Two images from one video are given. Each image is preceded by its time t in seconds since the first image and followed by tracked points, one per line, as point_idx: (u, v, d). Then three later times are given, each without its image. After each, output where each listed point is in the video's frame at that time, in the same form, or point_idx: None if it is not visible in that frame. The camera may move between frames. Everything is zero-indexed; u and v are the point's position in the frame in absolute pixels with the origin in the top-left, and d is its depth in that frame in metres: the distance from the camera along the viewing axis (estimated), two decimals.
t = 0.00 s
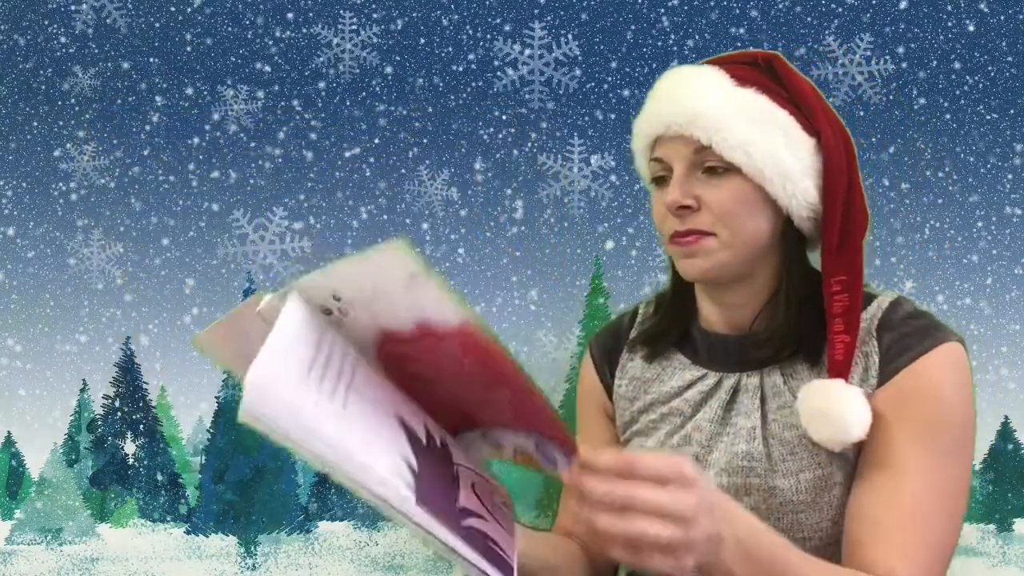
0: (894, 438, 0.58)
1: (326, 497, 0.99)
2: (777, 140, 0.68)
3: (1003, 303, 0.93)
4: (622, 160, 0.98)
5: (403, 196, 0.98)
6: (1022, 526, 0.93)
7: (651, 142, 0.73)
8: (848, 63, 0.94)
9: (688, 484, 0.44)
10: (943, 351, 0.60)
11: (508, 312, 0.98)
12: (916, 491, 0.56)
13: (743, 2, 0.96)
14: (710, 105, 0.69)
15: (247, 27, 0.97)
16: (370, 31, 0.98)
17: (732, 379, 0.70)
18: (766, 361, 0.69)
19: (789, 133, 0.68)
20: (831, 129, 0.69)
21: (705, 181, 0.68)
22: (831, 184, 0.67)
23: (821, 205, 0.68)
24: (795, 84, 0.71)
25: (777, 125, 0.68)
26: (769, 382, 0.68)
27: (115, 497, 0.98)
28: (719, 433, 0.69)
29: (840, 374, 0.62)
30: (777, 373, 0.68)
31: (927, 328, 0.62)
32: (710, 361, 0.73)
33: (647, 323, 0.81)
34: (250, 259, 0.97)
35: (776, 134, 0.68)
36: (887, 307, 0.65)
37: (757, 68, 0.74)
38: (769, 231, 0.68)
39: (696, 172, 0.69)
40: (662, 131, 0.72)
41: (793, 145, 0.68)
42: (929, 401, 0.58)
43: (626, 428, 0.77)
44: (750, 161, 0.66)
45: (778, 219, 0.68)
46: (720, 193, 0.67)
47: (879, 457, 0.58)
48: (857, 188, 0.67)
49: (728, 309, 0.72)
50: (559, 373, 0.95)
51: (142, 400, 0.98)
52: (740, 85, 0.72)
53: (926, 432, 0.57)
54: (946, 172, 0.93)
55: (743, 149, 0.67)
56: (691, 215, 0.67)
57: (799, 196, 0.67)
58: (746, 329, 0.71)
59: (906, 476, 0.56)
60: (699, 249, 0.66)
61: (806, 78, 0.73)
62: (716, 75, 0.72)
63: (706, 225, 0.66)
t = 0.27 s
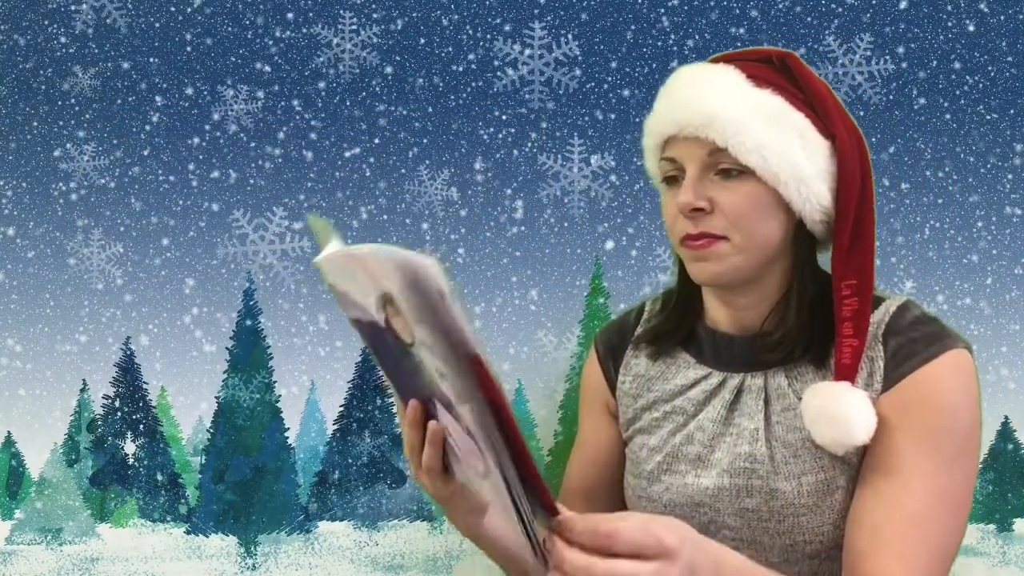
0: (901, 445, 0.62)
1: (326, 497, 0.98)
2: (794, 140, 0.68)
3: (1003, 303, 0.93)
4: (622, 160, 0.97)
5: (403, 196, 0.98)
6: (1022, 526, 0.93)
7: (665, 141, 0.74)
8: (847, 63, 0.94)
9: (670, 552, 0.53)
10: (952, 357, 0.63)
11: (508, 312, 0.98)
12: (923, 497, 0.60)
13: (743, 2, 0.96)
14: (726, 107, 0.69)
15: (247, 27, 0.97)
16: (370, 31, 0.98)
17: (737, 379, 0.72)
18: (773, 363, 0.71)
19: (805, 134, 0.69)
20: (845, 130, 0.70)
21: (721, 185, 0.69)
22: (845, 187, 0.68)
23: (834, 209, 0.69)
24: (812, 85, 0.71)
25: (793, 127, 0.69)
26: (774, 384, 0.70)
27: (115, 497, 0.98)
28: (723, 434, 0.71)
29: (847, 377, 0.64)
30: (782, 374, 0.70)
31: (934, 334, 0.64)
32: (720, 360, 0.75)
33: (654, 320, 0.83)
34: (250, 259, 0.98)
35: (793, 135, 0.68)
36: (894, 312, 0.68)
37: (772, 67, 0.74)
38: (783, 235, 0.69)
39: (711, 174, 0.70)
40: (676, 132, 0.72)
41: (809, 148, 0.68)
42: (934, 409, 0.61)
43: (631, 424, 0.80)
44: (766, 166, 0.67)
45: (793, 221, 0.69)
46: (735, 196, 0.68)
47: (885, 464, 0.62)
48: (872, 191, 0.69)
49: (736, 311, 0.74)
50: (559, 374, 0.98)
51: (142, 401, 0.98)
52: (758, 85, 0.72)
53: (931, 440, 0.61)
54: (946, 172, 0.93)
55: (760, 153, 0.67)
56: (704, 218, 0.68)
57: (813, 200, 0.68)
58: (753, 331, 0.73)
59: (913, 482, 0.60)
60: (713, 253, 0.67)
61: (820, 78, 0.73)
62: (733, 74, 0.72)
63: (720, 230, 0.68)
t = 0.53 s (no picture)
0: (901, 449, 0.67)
1: (326, 497, 0.98)
2: (808, 144, 0.71)
3: (1003, 303, 0.93)
4: (622, 160, 0.97)
5: (403, 196, 0.98)
6: (1021, 525, 0.93)
7: (678, 141, 0.76)
8: (847, 64, 0.94)
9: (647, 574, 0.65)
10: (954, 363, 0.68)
11: (508, 312, 0.98)
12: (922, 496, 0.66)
13: (742, 2, 0.95)
14: (740, 105, 0.71)
15: (247, 26, 0.97)
16: (370, 31, 0.98)
17: (740, 381, 0.77)
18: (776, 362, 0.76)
19: (819, 138, 0.72)
20: (858, 134, 0.73)
21: (734, 187, 0.72)
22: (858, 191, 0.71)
23: (845, 211, 0.73)
24: (826, 86, 0.74)
25: (808, 131, 0.72)
26: (777, 386, 0.75)
27: (115, 497, 0.98)
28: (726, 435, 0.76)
29: (853, 379, 0.69)
30: (785, 375, 0.75)
31: (939, 341, 0.70)
32: (725, 358, 0.80)
33: (658, 318, 0.87)
34: (250, 259, 0.98)
35: (807, 138, 0.71)
36: (899, 315, 0.73)
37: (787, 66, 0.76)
38: (793, 239, 0.74)
39: (723, 177, 0.73)
40: (688, 131, 0.75)
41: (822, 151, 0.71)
42: (935, 414, 0.67)
43: (635, 423, 0.84)
44: (780, 170, 0.70)
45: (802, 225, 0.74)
46: (747, 198, 0.71)
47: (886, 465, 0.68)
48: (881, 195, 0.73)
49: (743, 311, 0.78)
50: (559, 374, 0.99)
51: (142, 401, 0.98)
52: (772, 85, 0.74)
53: (930, 443, 0.67)
54: (946, 172, 0.93)
55: (774, 157, 0.70)
56: (715, 220, 0.72)
57: (824, 204, 0.72)
58: (758, 330, 0.78)
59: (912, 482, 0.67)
60: (723, 256, 0.72)
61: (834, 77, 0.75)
62: (749, 74, 0.74)
63: (731, 233, 0.72)
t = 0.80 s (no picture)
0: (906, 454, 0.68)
1: (325, 497, 0.98)
2: (818, 144, 0.72)
3: (1003, 303, 0.93)
4: (622, 160, 0.97)
5: (402, 196, 0.99)
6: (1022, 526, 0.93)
7: (687, 138, 0.77)
8: (847, 64, 0.94)
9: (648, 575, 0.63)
10: (957, 369, 0.69)
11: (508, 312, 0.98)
12: (929, 501, 0.66)
13: (742, 2, 0.95)
14: (751, 104, 0.72)
15: (247, 27, 0.97)
16: (370, 31, 0.98)
17: (742, 381, 0.78)
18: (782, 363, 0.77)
19: (828, 138, 0.72)
20: (868, 135, 0.73)
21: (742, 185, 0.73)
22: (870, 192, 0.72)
23: (852, 213, 0.73)
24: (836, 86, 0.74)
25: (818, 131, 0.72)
26: (780, 387, 0.76)
27: (115, 497, 0.98)
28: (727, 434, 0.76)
29: (859, 384, 0.69)
30: (789, 377, 0.76)
31: (943, 346, 0.70)
32: (728, 359, 0.80)
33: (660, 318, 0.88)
34: (250, 259, 0.98)
35: (817, 138, 0.72)
36: (904, 319, 0.73)
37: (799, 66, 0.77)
38: (800, 240, 0.75)
39: (731, 175, 0.74)
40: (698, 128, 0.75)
41: (832, 153, 0.72)
42: (936, 418, 0.67)
43: (635, 421, 0.85)
44: (790, 170, 0.71)
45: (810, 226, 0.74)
46: (755, 197, 0.72)
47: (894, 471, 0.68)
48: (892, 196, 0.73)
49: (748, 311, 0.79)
50: (560, 373, 0.98)
51: (142, 401, 0.98)
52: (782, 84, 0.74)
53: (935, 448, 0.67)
54: (946, 172, 0.93)
55: (783, 156, 0.71)
56: (722, 219, 0.73)
57: (833, 205, 0.72)
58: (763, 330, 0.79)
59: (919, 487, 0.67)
60: (729, 256, 0.73)
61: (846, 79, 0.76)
62: (760, 72, 0.74)
63: (736, 233, 0.72)
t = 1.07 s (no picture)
0: (931, 461, 0.71)
1: (325, 497, 0.99)
2: (820, 143, 0.72)
3: (1003, 303, 0.93)
4: (622, 160, 0.97)
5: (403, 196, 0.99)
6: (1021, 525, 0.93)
7: (690, 133, 0.77)
8: (847, 64, 0.94)
9: None
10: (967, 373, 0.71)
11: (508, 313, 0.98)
12: (954, 505, 0.70)
13: (743, 2, 0.95)
14: (754, 100, 0.72)
15: (247, 26, 0.97)
16: (370, 31, 0.98)
17: (745, 381, 0.79)
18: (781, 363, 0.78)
19: (831, 137, 0.73)
20: (874, 137, 0.74)
21: (742, 181, 0.73)
22: (873, 195, 0.73)
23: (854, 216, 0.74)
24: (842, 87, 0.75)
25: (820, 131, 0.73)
26: (783, 389, 0.77)
27: (115, 497, 0.98)
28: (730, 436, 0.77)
29: (878, 393, 0.70)
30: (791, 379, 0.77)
31: (952, 349, 0.73)
32: (729, 357, 0.81)
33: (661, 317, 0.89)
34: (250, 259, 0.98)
35: (820, 138, 0.73)
36: (911, 321, 0.76)
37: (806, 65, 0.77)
38: (799, 237, 0.75)
39: (732, 170, 0.74)
40: (700, 121, 0.76)
41: (835, 154, 0.73)
42: (957, 425, 0.70)
43: (636, 420, 0.86)
44: (790, 168, 0.72)
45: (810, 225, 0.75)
46: (755, 193, 0.73)
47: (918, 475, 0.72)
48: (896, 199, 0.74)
49: (749, 309, 0.80)
50: (560, 373, 0.99)
51: (142, 401, 0.98)
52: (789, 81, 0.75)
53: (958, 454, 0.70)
54: (946, 172, 0.93)
55: (784, 153, 0.72)
56: (720, 214, 0.73)
57: (833, 205, 0.73)
58: (763, 329, 0.80)
59: (946, 492, 0.70)
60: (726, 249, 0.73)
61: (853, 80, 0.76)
62: (766, 69, 0.75)
63: (734, 228, 0.73)
